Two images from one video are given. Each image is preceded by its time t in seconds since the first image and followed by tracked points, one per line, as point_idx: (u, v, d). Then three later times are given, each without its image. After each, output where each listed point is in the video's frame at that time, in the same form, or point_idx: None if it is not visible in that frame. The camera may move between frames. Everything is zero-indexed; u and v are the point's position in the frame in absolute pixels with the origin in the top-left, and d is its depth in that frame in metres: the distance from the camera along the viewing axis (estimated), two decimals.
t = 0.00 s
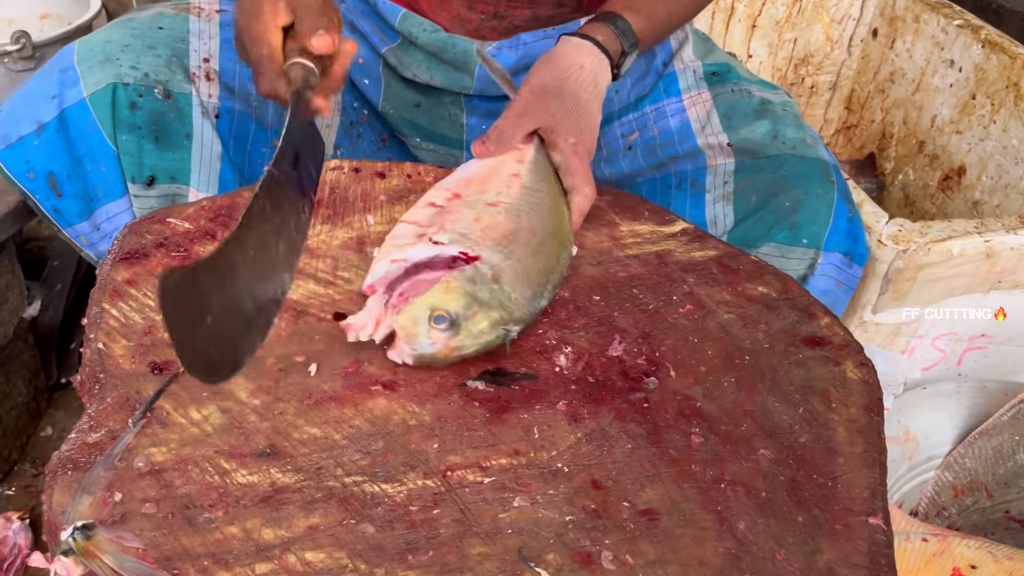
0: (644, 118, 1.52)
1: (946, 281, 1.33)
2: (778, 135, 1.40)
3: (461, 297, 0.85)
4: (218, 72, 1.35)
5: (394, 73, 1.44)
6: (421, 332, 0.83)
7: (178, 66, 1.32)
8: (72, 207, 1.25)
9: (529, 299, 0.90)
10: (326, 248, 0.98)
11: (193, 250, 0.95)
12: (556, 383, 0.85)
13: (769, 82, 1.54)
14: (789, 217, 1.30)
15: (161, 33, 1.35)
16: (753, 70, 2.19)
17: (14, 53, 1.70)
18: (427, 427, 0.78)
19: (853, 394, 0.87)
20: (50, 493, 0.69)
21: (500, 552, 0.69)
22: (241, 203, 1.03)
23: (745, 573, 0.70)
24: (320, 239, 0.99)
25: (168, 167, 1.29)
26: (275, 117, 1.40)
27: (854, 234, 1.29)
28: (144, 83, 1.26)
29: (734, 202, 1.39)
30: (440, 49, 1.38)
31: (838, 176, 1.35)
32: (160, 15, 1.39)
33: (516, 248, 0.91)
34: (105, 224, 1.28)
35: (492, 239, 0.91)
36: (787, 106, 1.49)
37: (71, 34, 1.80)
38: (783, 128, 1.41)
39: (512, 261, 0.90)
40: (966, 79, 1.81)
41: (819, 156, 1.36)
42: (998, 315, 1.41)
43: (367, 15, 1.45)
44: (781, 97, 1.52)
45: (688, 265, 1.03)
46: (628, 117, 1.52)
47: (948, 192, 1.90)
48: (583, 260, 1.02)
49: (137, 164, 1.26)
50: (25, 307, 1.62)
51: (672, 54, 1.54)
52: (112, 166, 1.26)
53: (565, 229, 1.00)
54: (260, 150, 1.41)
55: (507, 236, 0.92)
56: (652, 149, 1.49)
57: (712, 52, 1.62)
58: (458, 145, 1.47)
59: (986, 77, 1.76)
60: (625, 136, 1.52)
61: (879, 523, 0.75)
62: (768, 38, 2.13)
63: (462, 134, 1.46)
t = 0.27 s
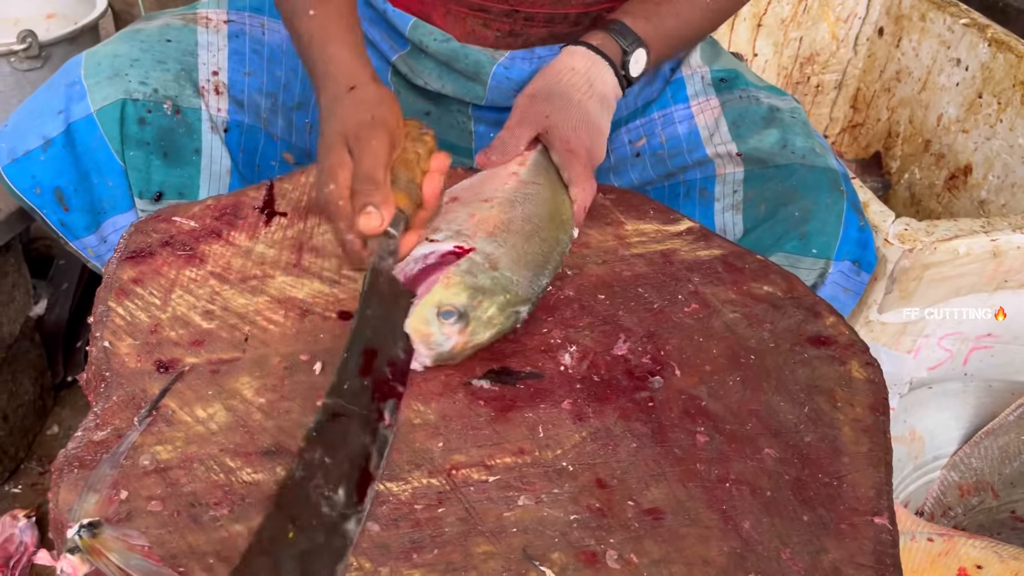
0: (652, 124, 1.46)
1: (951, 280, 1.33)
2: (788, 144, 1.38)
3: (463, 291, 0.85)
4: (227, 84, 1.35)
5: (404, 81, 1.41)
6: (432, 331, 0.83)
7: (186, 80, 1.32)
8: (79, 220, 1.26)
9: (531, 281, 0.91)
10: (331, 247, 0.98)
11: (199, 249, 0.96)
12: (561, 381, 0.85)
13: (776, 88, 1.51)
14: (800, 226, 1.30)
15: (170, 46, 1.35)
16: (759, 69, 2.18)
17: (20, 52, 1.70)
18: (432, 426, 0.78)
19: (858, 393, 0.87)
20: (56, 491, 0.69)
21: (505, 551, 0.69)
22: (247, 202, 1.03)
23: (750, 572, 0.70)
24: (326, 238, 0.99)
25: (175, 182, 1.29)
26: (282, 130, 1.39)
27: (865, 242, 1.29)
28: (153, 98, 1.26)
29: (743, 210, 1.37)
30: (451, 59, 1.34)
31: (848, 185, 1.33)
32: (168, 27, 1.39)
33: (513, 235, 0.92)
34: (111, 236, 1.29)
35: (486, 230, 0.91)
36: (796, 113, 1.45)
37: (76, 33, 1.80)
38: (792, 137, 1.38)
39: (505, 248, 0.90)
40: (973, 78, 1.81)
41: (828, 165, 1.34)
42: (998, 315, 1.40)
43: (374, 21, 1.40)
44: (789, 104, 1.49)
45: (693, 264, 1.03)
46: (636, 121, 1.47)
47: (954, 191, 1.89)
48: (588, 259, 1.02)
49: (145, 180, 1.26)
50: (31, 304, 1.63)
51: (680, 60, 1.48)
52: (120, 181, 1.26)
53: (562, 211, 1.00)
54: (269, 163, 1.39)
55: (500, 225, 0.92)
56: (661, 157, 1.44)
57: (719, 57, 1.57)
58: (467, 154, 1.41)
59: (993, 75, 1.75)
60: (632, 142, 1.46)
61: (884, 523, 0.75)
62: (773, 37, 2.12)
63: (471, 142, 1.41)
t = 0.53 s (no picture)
0: (656, 131, 1.46)
1: (955, 281, 1.33)
2: (793, 151, 1.38)
3: (472, 276, 0.86)
4: (231, 89, 1.35)
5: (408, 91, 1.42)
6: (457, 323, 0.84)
7: (191, 84, 1.32)
8: (84, 222, 1.27)
9: (526, 251, 0.93)
10: (336, 248, 0.99)
11: (205, 250, 0.96)
12: (565, 382, 0.85)
13: (782, 94, 1.52)
14: (805, 233, 1.30)
15: (175, 50, 1.35)
16: (763, 69, 2.19)
17: (27, 54, 1.71)
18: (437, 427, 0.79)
19: (861, 394, 0.87)
20: (65, 490, 0.69)
21: (510, 550, 0.69)
22: (252, 203, 1.04)
23: (753, 572, 0.70)
24: (331, 239, 1.00)
25: (179, 186, 1.29)
26: (286, 133, 1.41)
27: (870, 249, 1.29)
28: (157, 102, 1.26)
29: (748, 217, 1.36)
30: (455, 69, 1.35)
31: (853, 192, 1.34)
32: (174, 30, 1.39)
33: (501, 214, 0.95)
34: (116, 238, 1.29)
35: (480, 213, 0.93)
36: (801, 119, 1.47)
37: (81, 34, 1.79)
38: (797, 144, 1.39)
39: (494, 227, 0.92)
40: (977, 78, 1.81)
41: (834, 171, 1.35)
42: (998, 315, 1.40)
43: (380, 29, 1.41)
44: (794, 110, 1.50)
45: (697, 265, 1.03)
46: (641, 129, 1.47)
47: (958, 191, 1.89)
48: (592, 260, 1.02)
49: (149, 183, 1.27)
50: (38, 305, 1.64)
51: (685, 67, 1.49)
52: (124, 183, 1.27)
53: (549, 185, 1.04)
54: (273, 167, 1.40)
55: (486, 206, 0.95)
56: (664, 163, 1.44)
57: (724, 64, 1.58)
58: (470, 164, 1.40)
59: (997, 75, 1.75)
60: (636, 148, 1.46)
61: (887, 523, 0.75)
62: (777, 37, 2.12)
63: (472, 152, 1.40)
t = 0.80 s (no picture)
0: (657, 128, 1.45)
1: (956, 279, 1.33)
2: (794, 146, 1.39)
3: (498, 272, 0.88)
4: (234, 88, 1.34)
5: (409, 86, 1.41)
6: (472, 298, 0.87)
7: (194, 83, 1.32)
8: (88, 220, 1.28)
9: (565, 272, 0.92)
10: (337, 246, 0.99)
11: (206, 248, 0.96)
12: (565, 380, 0.86)
13: (783, 90, 1.53)
14: (806, 228, 1.31)
15: (178, 49, 1.35)
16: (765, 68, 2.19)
17: (30, 53, 1.72)
18: (437, 424, 0.79)
19: (861, 392, 0.87)
20: (67, 487, 0.70)
21: (510, 547, 0.70)
22: (254, 202, 1.04)
23: (752, 569, 0.71)
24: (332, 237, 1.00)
25: (183, 185, 1.31)
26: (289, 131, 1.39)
27: (871, 244, 1.29)
28: (160, 101, 1.26)
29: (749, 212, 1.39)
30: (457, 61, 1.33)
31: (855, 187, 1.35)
32: (177, 29, 1.39)
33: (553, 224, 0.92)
34: (119, 236, 1.31)
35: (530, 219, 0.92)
36: (802, 114, 1.48)
37: (85, 34, 1.80)
38: (798, 138, 1.40)
39: (550, 237, 0.91)
40: (979, 77, 1.80)
41: (835, 166, 1.36)
42: (998, 315, 1.40)
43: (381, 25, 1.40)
44: (796, 106, 1.52)
45: (698, 263, 1.03)
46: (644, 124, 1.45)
47: (960, 189, 1.89)
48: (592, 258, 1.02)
49: (153, 181, 1.29)
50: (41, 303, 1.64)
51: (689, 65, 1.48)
52: (128, 183, 1.28)
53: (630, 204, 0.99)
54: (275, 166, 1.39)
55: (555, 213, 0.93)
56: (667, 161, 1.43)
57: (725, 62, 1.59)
58: (472, 158, 1.45)
59: (999, 74, 1.75)
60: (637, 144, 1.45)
61: (887, 520, 0.75)
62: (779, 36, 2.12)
63: (476, 147, 1.44)
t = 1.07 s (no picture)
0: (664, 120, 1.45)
1: (959, 277, 1.33)
2: (797, 137, 1.42)
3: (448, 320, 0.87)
4: (241, 81, 1.36)
5: (423, 74, 1.43)
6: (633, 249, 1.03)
7: (202, 75, 1.33)
8: (95, 213, 1.28)
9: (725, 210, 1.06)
10: (338, 247, 0.99)
11: (208, 250, 0.97)
12: (565, 380, 0.86)
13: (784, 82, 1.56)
14: (807, 216, 1.32)
15: (185, 42, 1.36)
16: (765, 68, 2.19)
17: (32, 55, 1.73)
18: (437, 425, 0.79)
19: (861, 392, 0.88)
20: (68, 487, 0.70)
21: (509, 547, 0.70)
22: (255, 203, 1.04)
23: (751, 569, 0.71)
24: (333, 238, 1.01)
25: (190, 177, 1.31)
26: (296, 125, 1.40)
27: (869, 233, 1.30)
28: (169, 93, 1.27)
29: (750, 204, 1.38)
30: (472, 42, 1.37)
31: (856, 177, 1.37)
32: (185, 24, 1.40)
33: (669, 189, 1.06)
34: (126, 229, 1.30)
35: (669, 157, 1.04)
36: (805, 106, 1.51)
37: (86, 35, 1.80)
38: (801, 129, 1.43)
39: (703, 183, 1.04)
40: (980, 76, 1.80)
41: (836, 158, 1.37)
42: (999, 315, 1.40)
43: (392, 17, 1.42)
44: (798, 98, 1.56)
45: (697, 263, 1.03)
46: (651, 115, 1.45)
47: (962, 189, 1.89)
48: (593, 258, 1.03)
49: (160, 173, 1.28)
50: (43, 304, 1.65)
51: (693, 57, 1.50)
52: (135, 174, 1.28)
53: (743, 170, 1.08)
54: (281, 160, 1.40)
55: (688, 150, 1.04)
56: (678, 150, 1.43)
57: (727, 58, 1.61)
58: (484, 147, 1.44)
59: (1001, 73, 1.75)
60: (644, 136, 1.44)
61: (886, 520, 0.75)
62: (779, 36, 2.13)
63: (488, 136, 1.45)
